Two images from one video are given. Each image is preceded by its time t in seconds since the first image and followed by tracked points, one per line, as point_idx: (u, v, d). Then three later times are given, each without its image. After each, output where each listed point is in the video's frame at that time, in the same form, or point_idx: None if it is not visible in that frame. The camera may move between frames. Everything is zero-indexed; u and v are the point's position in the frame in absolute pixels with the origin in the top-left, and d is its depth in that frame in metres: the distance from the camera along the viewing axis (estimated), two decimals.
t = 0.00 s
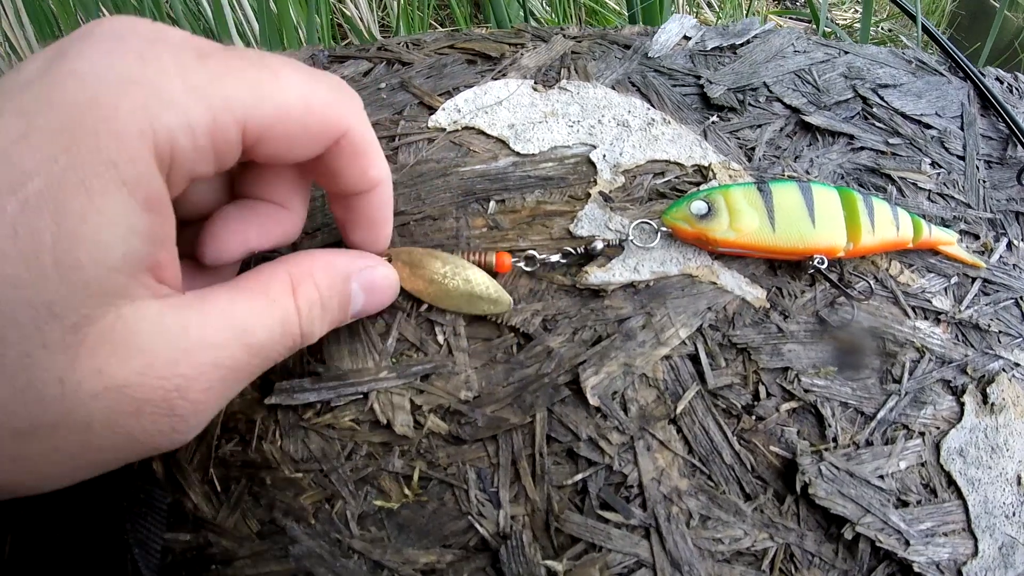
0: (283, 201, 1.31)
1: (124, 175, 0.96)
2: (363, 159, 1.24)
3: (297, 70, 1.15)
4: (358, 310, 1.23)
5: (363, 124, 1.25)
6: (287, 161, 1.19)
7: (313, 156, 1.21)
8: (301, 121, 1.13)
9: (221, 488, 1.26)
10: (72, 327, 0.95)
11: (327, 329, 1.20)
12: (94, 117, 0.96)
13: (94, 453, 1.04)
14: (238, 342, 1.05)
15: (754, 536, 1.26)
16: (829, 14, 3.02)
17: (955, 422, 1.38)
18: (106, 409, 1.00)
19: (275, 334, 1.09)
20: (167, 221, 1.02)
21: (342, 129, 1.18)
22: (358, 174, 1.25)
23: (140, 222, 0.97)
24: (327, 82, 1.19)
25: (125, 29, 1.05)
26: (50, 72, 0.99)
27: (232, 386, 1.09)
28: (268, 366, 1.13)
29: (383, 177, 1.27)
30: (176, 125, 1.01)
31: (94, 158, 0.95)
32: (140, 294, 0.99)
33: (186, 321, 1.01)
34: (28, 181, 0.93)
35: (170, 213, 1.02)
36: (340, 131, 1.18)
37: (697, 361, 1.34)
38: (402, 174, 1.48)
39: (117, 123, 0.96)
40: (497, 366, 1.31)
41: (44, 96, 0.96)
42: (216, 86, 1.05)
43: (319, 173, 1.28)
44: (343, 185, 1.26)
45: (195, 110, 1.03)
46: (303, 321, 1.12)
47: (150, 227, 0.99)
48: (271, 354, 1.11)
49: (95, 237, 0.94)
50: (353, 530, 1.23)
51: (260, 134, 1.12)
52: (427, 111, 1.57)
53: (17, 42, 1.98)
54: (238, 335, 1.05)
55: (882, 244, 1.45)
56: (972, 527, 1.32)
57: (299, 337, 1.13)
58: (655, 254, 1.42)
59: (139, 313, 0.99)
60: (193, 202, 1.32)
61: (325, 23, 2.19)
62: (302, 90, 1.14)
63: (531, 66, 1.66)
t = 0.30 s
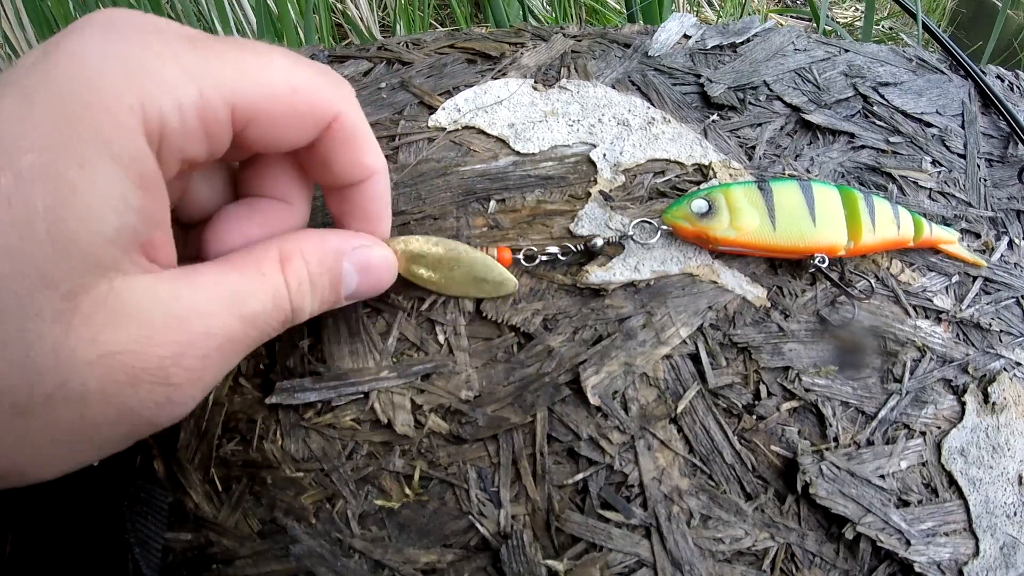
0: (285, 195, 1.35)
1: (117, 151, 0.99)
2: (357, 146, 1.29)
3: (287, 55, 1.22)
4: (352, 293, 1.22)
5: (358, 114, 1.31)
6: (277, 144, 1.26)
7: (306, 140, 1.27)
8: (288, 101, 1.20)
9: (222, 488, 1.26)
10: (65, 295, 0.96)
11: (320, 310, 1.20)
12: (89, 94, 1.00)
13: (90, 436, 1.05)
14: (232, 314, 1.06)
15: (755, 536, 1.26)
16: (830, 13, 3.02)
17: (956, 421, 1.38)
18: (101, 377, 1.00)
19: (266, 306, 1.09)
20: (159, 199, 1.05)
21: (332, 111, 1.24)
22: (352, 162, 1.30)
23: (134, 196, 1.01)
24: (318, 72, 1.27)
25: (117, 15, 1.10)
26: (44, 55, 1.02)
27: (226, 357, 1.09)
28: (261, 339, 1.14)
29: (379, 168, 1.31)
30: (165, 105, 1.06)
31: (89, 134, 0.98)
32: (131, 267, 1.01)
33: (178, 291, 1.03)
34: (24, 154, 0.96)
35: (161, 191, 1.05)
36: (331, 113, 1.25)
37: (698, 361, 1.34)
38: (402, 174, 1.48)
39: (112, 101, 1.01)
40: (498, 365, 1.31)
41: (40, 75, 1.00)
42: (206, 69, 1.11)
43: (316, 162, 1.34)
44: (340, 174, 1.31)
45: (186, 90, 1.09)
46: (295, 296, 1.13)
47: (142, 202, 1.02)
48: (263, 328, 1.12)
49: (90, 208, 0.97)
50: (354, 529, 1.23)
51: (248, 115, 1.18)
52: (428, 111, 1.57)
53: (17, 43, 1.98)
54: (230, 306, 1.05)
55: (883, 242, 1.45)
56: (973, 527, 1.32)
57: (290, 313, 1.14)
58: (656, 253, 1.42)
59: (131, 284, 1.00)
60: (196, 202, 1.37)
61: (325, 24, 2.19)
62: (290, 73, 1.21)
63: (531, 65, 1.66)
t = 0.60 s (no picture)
0: (280, 177, 1.39)
1: (112, 126, 1.02)
2: (346, 129, 1.33)
3: (273, 38, 1.26)
4: (342, 274, 1.21)
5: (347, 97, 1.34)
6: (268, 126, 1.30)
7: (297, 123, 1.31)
8: (278, 83, 1.24)
9: (221, 487, 1.26)
10: (58, 264, 0.97)
11: (307, 289, 1.20)
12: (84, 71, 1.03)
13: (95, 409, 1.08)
14: (221, 287, 1.07)
15: (755, 536, 1.26)
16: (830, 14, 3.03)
17: (956, 422, 1.38)
18: (94, 345, 1.02)
19: (256, 282, 1.10)
20: (154, 176, 1.07)
21: (321, 92, 1.29)
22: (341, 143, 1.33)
23: (128, 171, 1.02)
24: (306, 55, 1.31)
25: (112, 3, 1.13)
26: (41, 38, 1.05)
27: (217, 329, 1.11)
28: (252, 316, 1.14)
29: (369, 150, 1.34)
30: (158, 83, 1.09)
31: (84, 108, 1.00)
32: (123, 241, 1.03)
33: (169, 262, 1.04)
34: (20, 126, 0.97)
35: (156, 168, 1.07)
36: (319, 94, 1.29)
37: (699, 361, 1.34)
38: (403, 174, 1.47)
39: (106, 77, 1.04)
40: (499, 365, 1.30)
41: (37, 53, 1.02)
42: (197, 50, 1.15)
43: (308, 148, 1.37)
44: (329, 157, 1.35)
45: (178, 71, 1.13)
46: (283, 273, 1.13)
47: (137, 177, 1.04)
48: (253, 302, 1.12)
49: (84, 178, 0.98)
50: (354, 529, 1.23)
51: (240, 95, 1.22)
52: (429, 110, 1.57)
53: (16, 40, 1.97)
54: (219, 279, 1.06)
55: (884, 244, 1.45)
56: (973, 527, 1.32)
57: (278, 289, 1.14)
58: (656, 253, 1.42)
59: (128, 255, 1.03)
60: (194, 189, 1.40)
61: (326, 23, 2.19)
62: (278, 56, 1.25)
63: (532, 65, 1.66)
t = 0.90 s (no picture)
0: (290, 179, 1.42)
1: (156, 134, 1.02)
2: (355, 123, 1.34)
3: (291, 44, 1.27)
4: (359, 252, 1.21)
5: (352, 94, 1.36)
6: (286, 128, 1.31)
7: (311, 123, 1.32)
8: (300, 84, 1.25)
9: (222, 486, 1.26)
10: (101, 277, 0.98)
11: (327, 272, 1.20)
12: (124, 81, 1.03)
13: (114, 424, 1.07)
14: (250, 277, 1.07)
15: (755, 536, 1.26)
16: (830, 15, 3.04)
17: (955, 423, 1.38)
18: (137, 353, 1.01)
19: (280, 268, 1.10)
20: (191, 182, 1.07)
21: (334, 91, 1.30)
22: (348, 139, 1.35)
23: (170, 180, 1.03)
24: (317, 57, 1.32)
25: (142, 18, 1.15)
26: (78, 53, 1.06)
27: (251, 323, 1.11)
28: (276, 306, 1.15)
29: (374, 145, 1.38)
30: (200, 91, 1.09)
31: (125, 117, 1.00)
32: (157, 249, 1.03)
33: (197, 259, 1.04)
34: (65, 137, 0.97)
35: (194, 173, 1.07)
36: (333, 93, 1.30)
37: (699, 361, 1.34)
38: (403, 174, 1.48)
39: (147, 86, 1.04)
40: (499, 365, 1.31)
41: (78, 67, 1.03)
42: (230, 58, 1.17)
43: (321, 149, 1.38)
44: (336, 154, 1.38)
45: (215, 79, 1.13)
46: (304, 256, 1.13)
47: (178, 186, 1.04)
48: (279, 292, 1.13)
49: (127, 187, 0.98)
50: (354, 529, 1.23)
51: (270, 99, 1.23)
52: (429, 111, 1.57)
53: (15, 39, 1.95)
54: (246, 267, 1.06)
55: (883, 245, 1.46)
56: (972, 527, 1.32)
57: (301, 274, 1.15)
58: (657, 253, 1.42)
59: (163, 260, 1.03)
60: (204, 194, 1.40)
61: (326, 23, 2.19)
62: (295, 58, 1.25)
63: (533, 65, 1.66)
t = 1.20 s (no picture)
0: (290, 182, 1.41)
1: (162, 144, 1.03)
2: (355, 127, 1.34)
3: (292, 50, 1.27)
4: (356, 240, 1.21)
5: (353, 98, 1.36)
6: (286, 133, 1.30)
7: (311, 128, 1.31)
8: (301, 89, 1.25)
9: (221, 486, 1.25)
10: (106, 285, 0.97)
11: (324, 264, 1.19)
12: (132, 92, 1.03)
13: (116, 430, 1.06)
14: (250, 274, 1.07)
15: (756, 537, 1.26)
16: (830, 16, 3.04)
17: (955, 423, 1.38)
18: (141, 356, 1.00)
19: (278, 262, 1.10)
20: (194, 192, 1.07)
21: (334, 96, 1.29)
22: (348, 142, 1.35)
23: (175, 191, 1.03)
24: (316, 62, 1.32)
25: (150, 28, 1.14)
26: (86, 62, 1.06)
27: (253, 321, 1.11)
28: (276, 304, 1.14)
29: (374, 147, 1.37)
30: (206, 102, 1.10)
31: (131, 128, 1.01)
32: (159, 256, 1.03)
33: (197, 260, 1.03)
34: (71, 146, 0.97)
35: (197, 184, 1.08)
36: (333, 98, 1.30)
37: (699, 362, 1.34)
38: (403, 174, 1.47)
39: (154, 97, 1.05)
40: (499, 365, 1.30)
41: (86, 77, 1.03)
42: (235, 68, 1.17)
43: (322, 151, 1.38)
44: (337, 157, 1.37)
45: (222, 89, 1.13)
46: (301, 247, 1.12)
47: (183, 195, 1.05)
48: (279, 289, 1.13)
49: (134, 197, 0.99)
50: (354, 529, 1.23)
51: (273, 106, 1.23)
52: (429, 111, 1.57)
53: (16, 39, 1.94)
54: (245, 265, 1.06)
55: (883, 245, 1.45)
56: (972, 528, 1.32)
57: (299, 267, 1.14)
58: (657, 254, 1.42)
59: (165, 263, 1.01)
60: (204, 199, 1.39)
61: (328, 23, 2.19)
62: (297, 65, 1.25)
63: (533, 65, 1.66)
